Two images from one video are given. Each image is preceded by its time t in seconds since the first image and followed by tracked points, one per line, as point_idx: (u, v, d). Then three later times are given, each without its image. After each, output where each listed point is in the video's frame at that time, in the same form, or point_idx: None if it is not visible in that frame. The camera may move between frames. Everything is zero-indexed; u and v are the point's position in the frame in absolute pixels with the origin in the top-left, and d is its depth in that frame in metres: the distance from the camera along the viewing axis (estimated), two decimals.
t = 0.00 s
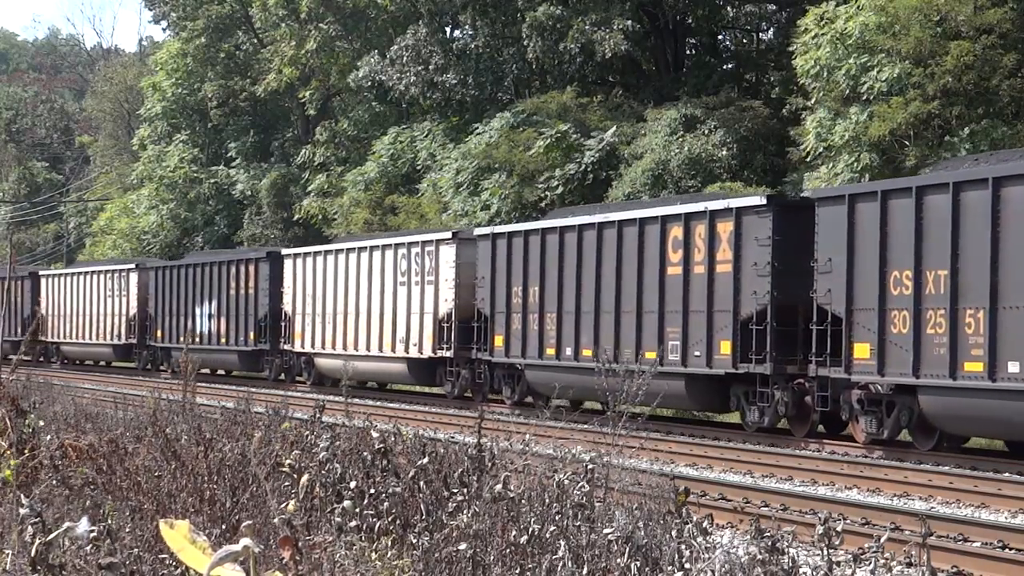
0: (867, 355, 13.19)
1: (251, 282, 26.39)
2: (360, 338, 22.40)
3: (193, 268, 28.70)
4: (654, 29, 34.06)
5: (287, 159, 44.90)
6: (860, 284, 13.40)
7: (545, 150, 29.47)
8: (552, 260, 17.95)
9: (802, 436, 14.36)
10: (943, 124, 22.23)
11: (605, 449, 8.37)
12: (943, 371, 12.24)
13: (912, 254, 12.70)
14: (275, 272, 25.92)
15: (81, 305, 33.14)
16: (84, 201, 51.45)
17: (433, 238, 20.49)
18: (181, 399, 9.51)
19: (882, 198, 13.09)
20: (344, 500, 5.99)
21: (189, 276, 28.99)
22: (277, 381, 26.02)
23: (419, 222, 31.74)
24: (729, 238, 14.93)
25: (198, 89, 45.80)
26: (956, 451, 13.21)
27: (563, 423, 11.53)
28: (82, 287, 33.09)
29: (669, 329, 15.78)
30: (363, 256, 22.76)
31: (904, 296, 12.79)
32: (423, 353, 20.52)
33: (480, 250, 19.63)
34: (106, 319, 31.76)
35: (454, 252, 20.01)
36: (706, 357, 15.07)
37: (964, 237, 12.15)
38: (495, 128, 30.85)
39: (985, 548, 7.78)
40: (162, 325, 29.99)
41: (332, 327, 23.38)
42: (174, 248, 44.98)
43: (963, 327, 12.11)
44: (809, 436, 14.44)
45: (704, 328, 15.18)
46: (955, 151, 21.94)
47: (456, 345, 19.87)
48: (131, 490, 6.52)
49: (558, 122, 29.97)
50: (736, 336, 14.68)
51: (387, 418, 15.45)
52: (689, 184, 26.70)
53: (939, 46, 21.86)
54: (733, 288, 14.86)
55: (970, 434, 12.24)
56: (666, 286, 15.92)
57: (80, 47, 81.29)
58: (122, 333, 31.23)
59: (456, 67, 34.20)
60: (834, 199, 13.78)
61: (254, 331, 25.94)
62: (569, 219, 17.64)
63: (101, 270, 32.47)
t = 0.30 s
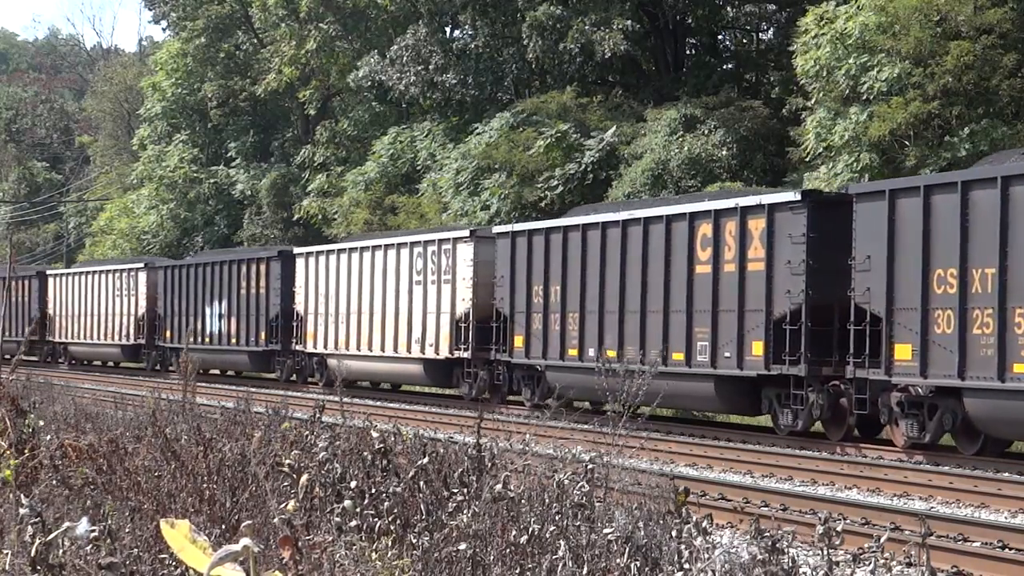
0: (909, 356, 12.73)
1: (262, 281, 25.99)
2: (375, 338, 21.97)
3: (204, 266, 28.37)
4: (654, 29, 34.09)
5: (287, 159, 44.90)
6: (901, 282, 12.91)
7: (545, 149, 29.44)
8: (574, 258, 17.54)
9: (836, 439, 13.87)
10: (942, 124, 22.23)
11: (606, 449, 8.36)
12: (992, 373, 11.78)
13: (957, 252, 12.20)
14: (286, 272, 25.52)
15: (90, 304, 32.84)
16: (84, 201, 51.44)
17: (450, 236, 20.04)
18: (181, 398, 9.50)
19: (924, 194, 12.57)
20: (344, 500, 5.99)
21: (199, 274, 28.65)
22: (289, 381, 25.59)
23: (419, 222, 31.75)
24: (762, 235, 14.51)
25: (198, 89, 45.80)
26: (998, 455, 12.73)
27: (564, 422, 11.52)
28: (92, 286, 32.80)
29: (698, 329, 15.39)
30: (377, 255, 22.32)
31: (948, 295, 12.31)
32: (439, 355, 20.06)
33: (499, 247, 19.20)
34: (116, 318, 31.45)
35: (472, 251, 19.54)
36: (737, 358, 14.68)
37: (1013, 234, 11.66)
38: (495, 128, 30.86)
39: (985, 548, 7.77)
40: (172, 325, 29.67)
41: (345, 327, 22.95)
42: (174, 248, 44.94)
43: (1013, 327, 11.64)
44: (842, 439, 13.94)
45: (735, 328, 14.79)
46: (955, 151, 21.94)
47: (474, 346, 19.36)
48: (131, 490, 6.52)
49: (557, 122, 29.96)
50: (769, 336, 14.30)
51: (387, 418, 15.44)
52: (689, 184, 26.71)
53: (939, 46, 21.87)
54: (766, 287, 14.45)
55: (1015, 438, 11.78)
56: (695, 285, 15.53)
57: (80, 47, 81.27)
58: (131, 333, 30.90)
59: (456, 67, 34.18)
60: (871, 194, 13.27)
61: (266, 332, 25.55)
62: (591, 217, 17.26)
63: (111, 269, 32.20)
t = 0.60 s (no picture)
0: (953, 357, 12.24)
1: (273, 280, 25.65)
2: (389, 338, 21.62)
3: (214, 266, 28.01)
4: (654, 29, 34.10)
5: (287, 159, 44.91)
6: (944, 281, 12.44)
7: (545, 149, 29.42)
8: (599, 257, 17.17)
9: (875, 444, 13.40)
10: (942, 124, 22.23)
11: (605, 449, 8.36)
12: None
13: (1006, 248, 11.73)
14: (298, 271, 25.24)
15: (99, 303, 32.46)
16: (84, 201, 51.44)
17: (467, 235, 19.71)
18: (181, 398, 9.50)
19: (970, 188, 12.13)
20: (344, 500, 5.99)
21: (209, 274, 28.30)
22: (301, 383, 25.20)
23: (419, 222, 31.76)
24: (795, 232, 14.06)
25: (198, 89, 45.81)
26: None
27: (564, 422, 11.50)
28: (101, 284, 32.42)
29: (728, 329, 14.98)
30: (391, 254, 22.00)
31: (996, 293, 11.83)
32: (455, 356, 19.76)
33: (520, 246, 18.86)
34: (124, 317, 31.07)
35: (490, 250, 19.20)
36: (770, 360, 14.24)
37: None
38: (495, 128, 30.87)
39: (985, 547, 7.77)
40: (181, 326, 29.29)
41: (359, 328, 22.62)
42: (174, 248, 44.93)
43: None
44: (881, 444, 13.48)
45: (768, 328, 14.35)
46: (955, 151, 21.94)
47: (493, 346, 19.07)
48: (131, 490, 6.52)
49: (558, 122, 29.94)
50: (804, 336, 13.82)
51: (387, 418, 15.45)
52: (689, 184, 26.72)
53: (939, 46, 21.87)
54: (800, 285, 13.98)
55: None
56: (725, 285, 15.11)
57: (80, 47, 81.27)
58: (139, 333, 30.51)
59: (456, 67, 34.18)
60: (913, 190, 12.81)
61: (277, 332, 25.22)
62: (615, 214, 16.90)
63: (118, 268, 31.80)
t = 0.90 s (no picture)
0: (1002, 359, 11.61)
1: (285, 280, 25.07)
2: (405, 339, 21.07)
3: (225, 265, 27.40)
4: (654, 29, 34.14)
5: (287, 159, 44.94)
6: (992, 279, 11.78)
7: (545, 149, 29.41)
8: (623, 256, 16.59)
9: (914, 449, 12.76)
10: (943, 124, 22.22)
11: (605, 449, 8.36)
12: None
13: None
14: (311, 270, 24.58)
15: (106, 302, 31.98)
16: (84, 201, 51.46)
17: (487, 232, 19.05)
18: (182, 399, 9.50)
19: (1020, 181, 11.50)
20: (344, 500, 5.99)
21: (219, 273, 27.69)
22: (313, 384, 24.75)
23: (419, 222, 31.77)
24: (832, 229, 13.41)
25: (198, 89, 45.80)
26: None
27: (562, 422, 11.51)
28: (108, 284, 31.93)
29: (760, 330, 14.37)
30: (407, 252, 21.41)
31: None
32: (475, 357, 19.26)
33: (541, 245, 18.26)
34: (133, 317, 30.57)
35: (509, 248, 18.57)
36: (805, 362, 13.62)
37: None
38: (494, 128, 30.87)
39: (985, 548, 7.77)
40: (192, 326, 28.70)
41: (374, 328, 22.04)
42: (174, 248, 44.93)
43: None
44: (921, 448, 12.84)
45: (803, 329, 13.72)
46: (955, 151, 21.95)
47: (512, 347, 18.44)
48: (130, 490, 6.53)
49: (558, 122, 29.93)
50: (841, 337, 13.17)
51: (387, 418, 15.44)
52: (689, 184, 26.74)
53: (939, 46, 21.86)
54: (838, 284, 13.33)
55: None
56: (757, 284, 14.49)
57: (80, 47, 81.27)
58: (148, 333, 29.92)
59: (456, 67, 34.19)
60: (958, 183, 12.16)
61: (289, 332, 24.70)
62: (641, 212, 16.31)
63: (127, 268, 31.22)
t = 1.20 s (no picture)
0: None
1: (297, 278, 24.63)
2: (423, 339, 20.52)
3: (237, 264, 26.91)
4: (654, 29, 34.16)
5: (287, 158, 44.96)
6: None
7: (545, 150, 29.39)
8: (651, 254, 16.23)
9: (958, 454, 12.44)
10: (942, 124, 22.20)
11: (605, 448, 8.37)
12: None
13: None
14: (324, 269, 24.11)
15: (113, 303, 31.50)
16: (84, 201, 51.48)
17: (509, 230, 18.58)
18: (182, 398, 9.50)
19: None
20: (344, 500, 5.98)
21: (231, 272, 27.19)
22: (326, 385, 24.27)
23: (419, 222, 31.78)
24: (872, 226, 13.01)
25: (198, 89, 45.79)
26: None
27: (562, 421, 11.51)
28: (116, 285, 31.47)
29: (794, 330, 14.01)
30: (425, 251, 20.91)
31: None
32: (494, 358, 18.80)
33: (564, 243, 17.88)
34: (142, 318, 30.12)
35: (530, 247, 18.15)
36: (843, 363, 13.23)
37: None
38: (494, 128, 30.84)
39: (985, 548, 7.77)
40: (202, 326, 28.22)
41: (391, 327, 21.48)
42: (174, 248, 44.92)
43: None
44: (964, 454, 12.51)
45: (841, 328, 13.32)
46: (955, 151, 21.94)
47: (532, 349, 18.06)
48: (130, 491, 6.53)
49: (558, 122, 29.91)
50: (881, 338, 12.78)
51: (387, 418, 15.44)
52: (689, 184, 26.73)
53: (939, 46, 21.82)
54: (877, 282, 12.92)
55: None
56: (793, 283, 14.10)
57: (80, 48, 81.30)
58: (157, 334, 29.45)
59: (456, 67, 34.20)
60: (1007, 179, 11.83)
61: (301, 332, 24.24)
62: (670, 208, 15.95)
63: (137, 267, 30.78)
